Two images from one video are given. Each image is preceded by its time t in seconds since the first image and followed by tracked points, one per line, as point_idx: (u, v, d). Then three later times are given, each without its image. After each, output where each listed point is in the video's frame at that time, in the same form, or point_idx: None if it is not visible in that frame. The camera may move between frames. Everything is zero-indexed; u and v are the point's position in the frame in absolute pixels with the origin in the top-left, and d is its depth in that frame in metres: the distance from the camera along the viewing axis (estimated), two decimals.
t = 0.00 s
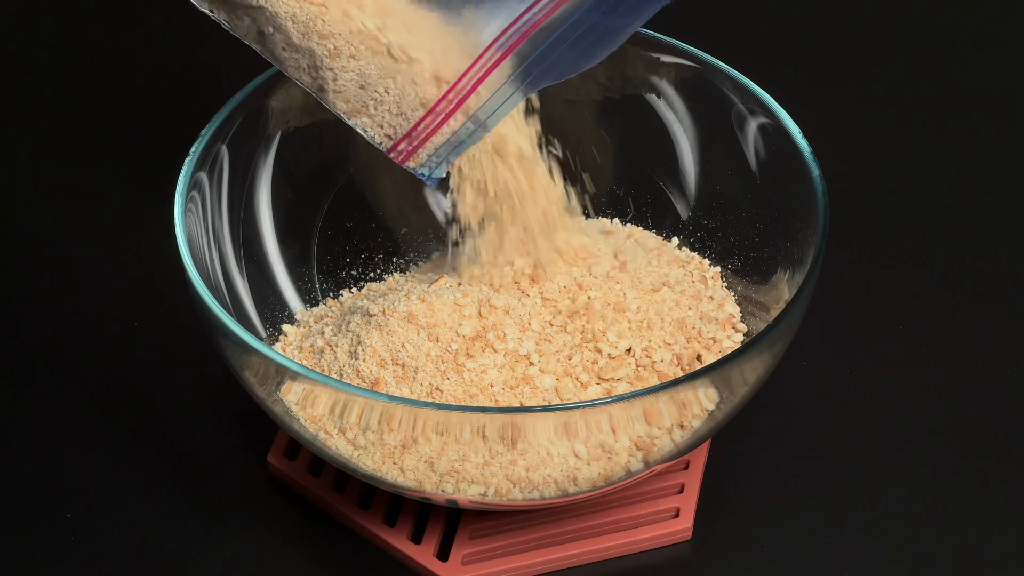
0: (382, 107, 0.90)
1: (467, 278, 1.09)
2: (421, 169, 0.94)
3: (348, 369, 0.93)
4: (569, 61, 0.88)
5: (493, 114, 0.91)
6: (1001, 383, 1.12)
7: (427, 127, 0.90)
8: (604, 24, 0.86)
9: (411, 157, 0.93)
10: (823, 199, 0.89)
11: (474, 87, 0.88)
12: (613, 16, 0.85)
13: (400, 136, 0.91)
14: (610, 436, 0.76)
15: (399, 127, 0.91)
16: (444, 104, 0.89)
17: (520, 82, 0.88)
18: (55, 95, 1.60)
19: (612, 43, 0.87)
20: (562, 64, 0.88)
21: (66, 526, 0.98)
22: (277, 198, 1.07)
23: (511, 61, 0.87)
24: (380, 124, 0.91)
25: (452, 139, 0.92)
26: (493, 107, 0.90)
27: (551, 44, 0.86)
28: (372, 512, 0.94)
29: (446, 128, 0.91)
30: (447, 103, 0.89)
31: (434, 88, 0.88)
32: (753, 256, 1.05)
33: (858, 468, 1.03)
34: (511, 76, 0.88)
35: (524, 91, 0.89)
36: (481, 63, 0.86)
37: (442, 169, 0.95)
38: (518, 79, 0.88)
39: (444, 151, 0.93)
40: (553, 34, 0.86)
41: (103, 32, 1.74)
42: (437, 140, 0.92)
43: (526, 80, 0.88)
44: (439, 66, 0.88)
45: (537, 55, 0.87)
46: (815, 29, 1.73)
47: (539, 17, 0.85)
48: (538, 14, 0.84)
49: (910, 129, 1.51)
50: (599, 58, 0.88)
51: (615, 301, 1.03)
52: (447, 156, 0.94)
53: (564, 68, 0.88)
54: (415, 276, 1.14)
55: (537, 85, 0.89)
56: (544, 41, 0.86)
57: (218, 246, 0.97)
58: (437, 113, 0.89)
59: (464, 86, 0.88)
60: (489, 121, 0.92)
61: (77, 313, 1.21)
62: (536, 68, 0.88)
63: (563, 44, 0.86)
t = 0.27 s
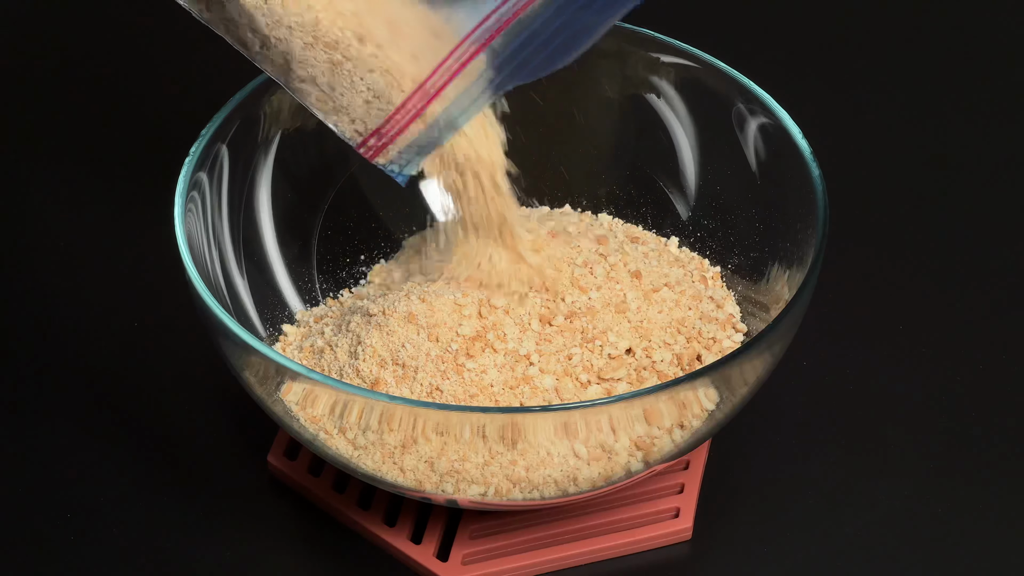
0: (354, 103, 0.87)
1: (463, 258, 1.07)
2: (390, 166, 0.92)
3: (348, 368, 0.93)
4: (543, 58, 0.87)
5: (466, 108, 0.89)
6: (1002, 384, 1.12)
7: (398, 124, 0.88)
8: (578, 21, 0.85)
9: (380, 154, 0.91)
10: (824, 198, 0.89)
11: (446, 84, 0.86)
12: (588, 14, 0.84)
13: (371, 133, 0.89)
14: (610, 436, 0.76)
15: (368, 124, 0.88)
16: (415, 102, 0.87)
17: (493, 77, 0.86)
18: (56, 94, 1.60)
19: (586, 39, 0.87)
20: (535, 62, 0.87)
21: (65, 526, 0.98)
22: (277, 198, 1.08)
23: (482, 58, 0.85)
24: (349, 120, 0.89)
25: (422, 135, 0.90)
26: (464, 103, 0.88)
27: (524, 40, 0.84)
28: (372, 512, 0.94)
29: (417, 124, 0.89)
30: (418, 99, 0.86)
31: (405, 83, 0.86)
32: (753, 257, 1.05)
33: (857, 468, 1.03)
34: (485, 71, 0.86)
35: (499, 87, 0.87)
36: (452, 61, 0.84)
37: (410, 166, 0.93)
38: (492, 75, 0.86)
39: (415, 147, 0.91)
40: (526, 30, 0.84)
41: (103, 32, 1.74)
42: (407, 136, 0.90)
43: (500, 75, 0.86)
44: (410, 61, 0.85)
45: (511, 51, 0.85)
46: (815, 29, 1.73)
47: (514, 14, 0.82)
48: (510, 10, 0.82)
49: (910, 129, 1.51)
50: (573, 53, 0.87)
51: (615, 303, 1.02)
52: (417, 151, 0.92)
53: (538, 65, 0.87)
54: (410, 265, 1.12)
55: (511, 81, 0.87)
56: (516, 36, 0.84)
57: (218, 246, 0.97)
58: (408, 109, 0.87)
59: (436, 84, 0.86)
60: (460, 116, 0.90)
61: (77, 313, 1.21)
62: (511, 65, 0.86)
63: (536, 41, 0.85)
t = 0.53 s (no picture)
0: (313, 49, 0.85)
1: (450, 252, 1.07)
2: (341, 118, 0.90)
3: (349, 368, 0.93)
4: (506, 22, 0.87)
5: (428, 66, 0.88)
6: (1002, 383, 1.12)
7: (355, 71, 0.86)
8: None
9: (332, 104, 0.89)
10: (824, 198, 0.89)
11: (410, 35, 0.85)
12: None
13: (326, 81, 0.87)
14: (610, 436, 0.76)
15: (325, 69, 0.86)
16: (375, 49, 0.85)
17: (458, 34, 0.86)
18: (56, 94, 1.59)
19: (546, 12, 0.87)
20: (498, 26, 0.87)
21: (65, 526, 0.98)
22: (277, 198, 1.08)
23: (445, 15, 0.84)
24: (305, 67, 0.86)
25: (380, 90, 0.88)
26: (424, 58, 0.87)
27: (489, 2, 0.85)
28: (372, 512, 0.94)
29: (374, 76, 0.87)
30: (389, 40, 0.85)
31: (369, 29, 0.85)
32: (753, 257, 1.05)
33: (857, 468, 1.03)
34: (450, 27, 0.85)
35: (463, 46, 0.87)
36: (419, 11, 0.84)
37: (362, 120, 0.91)
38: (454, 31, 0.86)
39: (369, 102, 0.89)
40: None
41: (103, 32, 1.74)
42: (363, 89, 0.88)
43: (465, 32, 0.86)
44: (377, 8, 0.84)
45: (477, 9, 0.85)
46: (815, 29, 1.73)
47: None
48: None
49: (911, 129, 1.51)
50: (535, 23, 0.88)
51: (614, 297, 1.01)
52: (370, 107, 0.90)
53: (500, 28, 0.87)
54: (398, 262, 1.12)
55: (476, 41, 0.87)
56: None
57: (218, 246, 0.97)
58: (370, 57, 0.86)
59: (399, 34, 0.85)
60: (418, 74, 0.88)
61: (76, 313, 1.21)
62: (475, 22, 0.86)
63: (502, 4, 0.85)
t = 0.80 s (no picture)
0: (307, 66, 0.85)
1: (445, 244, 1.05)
2: (332, 134, 0.89)
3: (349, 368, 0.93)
4: (503, 41, 0.87)
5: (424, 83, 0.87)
6: (1002, 383, 1.12)
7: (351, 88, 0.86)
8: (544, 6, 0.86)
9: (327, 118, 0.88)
10: (824, 198, 0.89)
11: (409, 50, 0.84)
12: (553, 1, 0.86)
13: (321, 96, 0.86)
14: (610, 436, 0.76)
15: (319, 85, 0.86)
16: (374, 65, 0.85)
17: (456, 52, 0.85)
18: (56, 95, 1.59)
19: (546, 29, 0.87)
20: (493, 46, 0.86)
21: (65, 526, 0.98)
22: (277, 198, 1.08)
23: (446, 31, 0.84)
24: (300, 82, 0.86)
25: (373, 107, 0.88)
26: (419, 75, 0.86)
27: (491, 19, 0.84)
28: (372, 512, 0.94)
29: (370, 91, 0.86)
30: (382, 59, 0.84)
31: (369, 45, 0.84)
32: (753, 256, 1.05)
33: (858, 468, 1.03)
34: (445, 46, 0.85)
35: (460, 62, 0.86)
36: (416, 28, 0.83)
37: (356, 138, 0.90)
38: (448, 51, 0.85)
39: (363, 118, 0.88)
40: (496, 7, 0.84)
41: (103, 33, 1.74)
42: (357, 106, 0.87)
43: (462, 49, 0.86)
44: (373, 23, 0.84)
45: (472, 30, 0.85)
46: (815, 30, 1.73)
47: None
48: None
49: (912, 129, 1.51)
50: (533, 41, 0.88)
51: (614, 297, 1.01)
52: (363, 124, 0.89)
53: (498, 46, 0.87)
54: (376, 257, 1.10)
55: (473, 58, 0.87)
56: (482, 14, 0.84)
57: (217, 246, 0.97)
58: (364, 74, 0.85)
59: (398, 49, 0.84)
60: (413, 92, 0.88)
61: (77, 313, 1.21)
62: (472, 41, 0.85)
63: (496, 25, 0.85)
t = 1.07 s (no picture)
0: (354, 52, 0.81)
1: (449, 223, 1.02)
2: (375, 121, 0.85)
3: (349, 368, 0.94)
4: (556, 26, 0.83)
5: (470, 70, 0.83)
6: (1002, 383, 1.12)
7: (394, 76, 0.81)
8: None
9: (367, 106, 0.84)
10: (824, 197, 0.89)
11: (453, 40, 0.79)
12: None
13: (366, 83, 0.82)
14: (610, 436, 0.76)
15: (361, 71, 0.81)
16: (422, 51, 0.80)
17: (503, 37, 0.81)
18: (54, 95, 1.59)
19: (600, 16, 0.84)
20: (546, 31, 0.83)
21: (65, 526, 0.98)
22: (276, 198, 1.08)
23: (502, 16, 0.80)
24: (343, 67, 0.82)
25: (416, 93, 0.84)
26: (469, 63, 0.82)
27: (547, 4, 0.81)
28: (372, 512, 0.94)
29: (414, 80, 0.82)
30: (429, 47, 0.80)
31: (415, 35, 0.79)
32: (752, 256, 1.05)
33: (858, 468, 1.03)
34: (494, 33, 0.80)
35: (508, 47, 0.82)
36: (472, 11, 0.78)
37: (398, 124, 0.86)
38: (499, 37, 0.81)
39: (404, 105, 0.84)
40: None
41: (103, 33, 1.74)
42: (399, 95, 0.83)
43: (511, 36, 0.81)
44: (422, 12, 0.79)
45: (523, 17, 0.81)
46: (815, 30, 1.73)
47: None
48: None
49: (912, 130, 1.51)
50: (585, 28, 0.85)
51: (614, 296, 1.01)
52: (405, 112, 0.85)
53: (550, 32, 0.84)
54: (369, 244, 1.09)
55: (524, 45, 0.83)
56: None
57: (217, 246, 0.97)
58: (409, 62, 0.80)
59: (443, 39, 0.79)
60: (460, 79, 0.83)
61: (76, 313, 1.21)
62: (523, 29, 0.82)
63: (550, 11, 0.82)
